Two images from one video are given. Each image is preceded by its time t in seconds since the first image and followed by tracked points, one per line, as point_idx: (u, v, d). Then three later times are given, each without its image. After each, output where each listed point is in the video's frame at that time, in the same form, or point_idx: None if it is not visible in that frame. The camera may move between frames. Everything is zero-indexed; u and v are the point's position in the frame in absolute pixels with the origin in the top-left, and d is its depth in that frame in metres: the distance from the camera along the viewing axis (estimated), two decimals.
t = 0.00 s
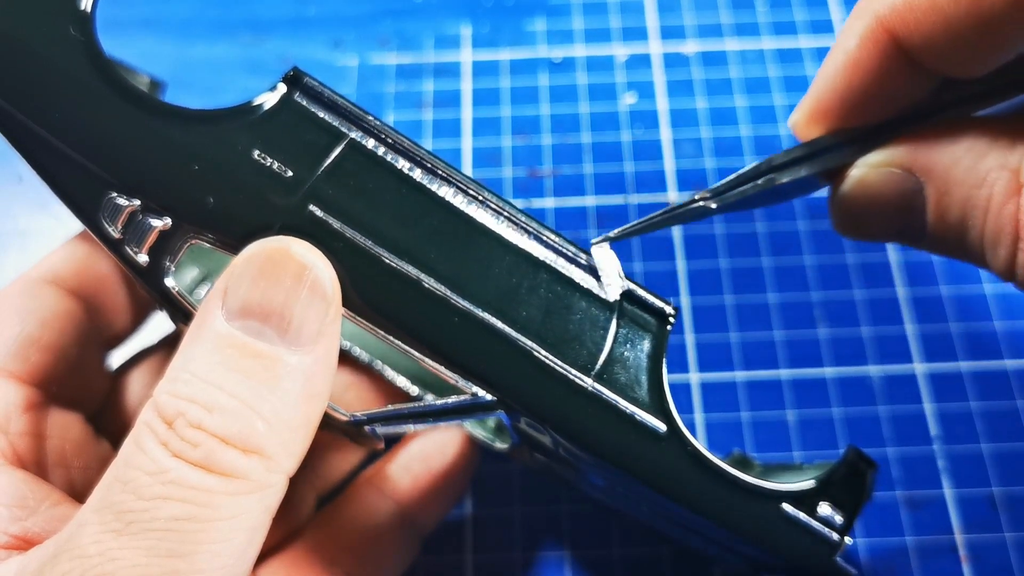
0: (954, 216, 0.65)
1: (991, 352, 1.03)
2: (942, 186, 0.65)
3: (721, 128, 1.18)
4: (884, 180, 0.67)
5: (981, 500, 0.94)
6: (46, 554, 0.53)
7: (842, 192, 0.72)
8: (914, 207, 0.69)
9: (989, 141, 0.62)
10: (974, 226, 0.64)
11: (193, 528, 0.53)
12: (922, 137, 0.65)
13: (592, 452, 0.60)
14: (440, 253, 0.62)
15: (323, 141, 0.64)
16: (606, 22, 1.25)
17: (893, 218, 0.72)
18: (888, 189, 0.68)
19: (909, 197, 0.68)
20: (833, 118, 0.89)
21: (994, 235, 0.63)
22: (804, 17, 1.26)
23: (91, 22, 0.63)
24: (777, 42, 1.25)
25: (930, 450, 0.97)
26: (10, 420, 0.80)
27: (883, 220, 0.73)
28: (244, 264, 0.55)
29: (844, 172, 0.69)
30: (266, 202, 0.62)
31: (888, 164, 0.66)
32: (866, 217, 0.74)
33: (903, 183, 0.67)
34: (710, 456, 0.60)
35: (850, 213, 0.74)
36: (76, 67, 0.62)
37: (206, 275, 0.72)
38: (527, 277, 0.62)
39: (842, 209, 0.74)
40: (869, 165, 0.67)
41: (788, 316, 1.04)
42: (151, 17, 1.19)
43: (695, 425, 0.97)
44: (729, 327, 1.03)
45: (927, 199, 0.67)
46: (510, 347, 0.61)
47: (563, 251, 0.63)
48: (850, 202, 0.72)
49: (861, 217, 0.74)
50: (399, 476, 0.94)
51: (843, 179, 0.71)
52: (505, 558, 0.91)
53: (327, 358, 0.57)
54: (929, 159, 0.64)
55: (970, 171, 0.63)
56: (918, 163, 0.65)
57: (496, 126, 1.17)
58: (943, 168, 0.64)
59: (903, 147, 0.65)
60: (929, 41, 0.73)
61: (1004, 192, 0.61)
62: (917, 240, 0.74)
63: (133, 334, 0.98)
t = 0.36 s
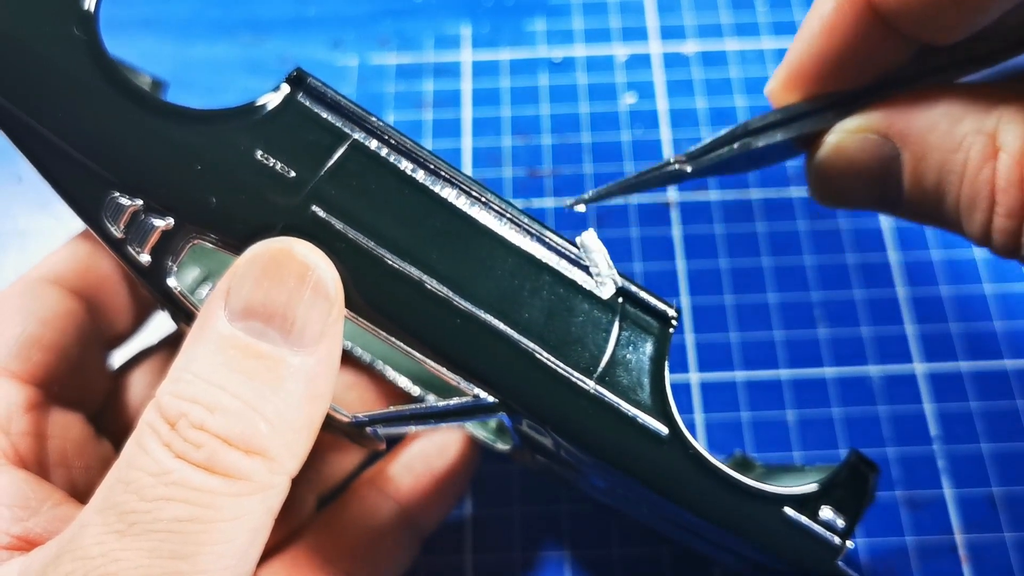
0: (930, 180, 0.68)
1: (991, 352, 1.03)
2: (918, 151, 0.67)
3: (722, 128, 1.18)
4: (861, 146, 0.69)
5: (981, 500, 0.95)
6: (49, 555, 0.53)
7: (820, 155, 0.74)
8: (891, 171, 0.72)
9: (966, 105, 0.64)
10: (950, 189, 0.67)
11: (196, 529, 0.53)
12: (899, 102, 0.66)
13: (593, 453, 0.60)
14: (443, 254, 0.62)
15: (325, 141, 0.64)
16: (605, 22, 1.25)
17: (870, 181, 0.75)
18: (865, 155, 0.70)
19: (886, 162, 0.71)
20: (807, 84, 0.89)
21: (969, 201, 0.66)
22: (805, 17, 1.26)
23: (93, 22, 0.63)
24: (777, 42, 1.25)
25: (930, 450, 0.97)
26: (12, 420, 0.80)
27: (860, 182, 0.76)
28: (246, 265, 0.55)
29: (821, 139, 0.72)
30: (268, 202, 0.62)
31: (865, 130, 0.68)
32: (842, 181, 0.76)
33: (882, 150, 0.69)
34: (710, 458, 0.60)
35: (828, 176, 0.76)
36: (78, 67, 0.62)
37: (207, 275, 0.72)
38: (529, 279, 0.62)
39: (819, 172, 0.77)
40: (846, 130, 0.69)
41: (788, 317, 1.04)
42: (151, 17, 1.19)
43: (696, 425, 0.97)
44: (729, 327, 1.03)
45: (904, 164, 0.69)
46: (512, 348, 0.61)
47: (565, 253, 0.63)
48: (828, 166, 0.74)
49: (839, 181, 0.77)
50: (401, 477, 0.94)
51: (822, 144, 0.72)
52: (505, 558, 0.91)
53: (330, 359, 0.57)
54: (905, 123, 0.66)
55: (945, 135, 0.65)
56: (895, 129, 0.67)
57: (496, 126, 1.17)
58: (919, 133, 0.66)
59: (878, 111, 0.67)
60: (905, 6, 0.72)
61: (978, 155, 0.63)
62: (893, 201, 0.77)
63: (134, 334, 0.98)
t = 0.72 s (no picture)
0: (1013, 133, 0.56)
1: (991, 352, 1.03)
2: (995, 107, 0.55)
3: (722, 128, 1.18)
4: (933, 100, 0.56)
5: (981, 500, 0.95)
6: (51, 553, 0.53)
7: (880, 111, 0.59)
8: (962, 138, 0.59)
9: None
10: None
11: (197, 527, 0.53)
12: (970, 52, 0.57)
13: (593, 452, 0.61)
14: (444, 252, 0.62)
15: (326, 140, 0.64)
16: (605, 23, 1.25)
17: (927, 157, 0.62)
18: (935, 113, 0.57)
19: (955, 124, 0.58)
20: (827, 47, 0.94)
21: None
22: (805, 17, 1.26)
23: (96, 21, 0.63)
24: (777, 42, 1.25)
25: (930, 450, 0.97)
26: (13, 418, 0.80)
27: (922, 156, 0.62)
28: (248, 263, 0.55)
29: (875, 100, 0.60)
30: (269, 201, 0.62)
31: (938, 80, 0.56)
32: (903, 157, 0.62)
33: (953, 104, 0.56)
34: (712, 457, 0.60)
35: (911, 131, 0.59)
36: (80, 65, 0.62)
37: (208, 275, 0.72)
38: (529, 278, 0.62)
39: (894, 128, 0.59)
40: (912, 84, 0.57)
41: (787, 316, 1.05)
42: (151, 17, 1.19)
43: (696, 425, 0.97)
44: (729, 327, 1.03)
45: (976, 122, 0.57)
46: (512, 346, 0.61)
47: (565, 252, 0.63)
48: (907, 118, 0.58)
49: (914, 142, 0.60)
50: (401, 476, 0.93)
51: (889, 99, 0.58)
52: (505, 557, 0.91)
53: (331, 357, 0.57)
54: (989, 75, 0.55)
55: None
56: (968, 75, 0.55)
57: (496, 126, 1.17)
58: (994, 78, 0.55)
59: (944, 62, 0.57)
60: None
61: None
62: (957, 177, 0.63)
63: (135, 333, 0.98)
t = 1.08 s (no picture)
0: None
1: (991, 352, 1.03)
2: (993, 157, 0.64)
3: (722, 128, 1.18)
4: (939, 157, 0.66)
5: (982, 500, 0.95)
6: (50, 553, 0.53)
7: None
8: None
9: None
10: None
11: (197, 527, 0.53)
12: (950, 123, 0.68)
13: (593, 451, 0.61)
14: (443, 252, 0.62)
15: (326, 139, 0.64)
16: (606, 22, 1.25)
17: (943, 202, 0.67)
18: None
19: None
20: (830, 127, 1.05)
21: None
22: (805, 17, 1.26)
23: (95, 21, 0.63)
24: (777, 42, 1.25)
25: (930, 450, 0.97)
26: (13, 418, 0.80)
27: (927, 210, 0.69)
28: (247, 262, 0.55)
29: None
30: (269, 200, 0.62)
31: (937, 143, 0.66)
32: None
33: None
34: (715, 458, 0.60)
35: (911, 189, 0.67)
36: (79, 66, 0.62)
37: (208, 275, 0.71)
38: (529, 277, 0.62)
39: (898, 188, 0.68)
40: None
41: (787, 316, 1.05)
42: (150, 17, 1.19)
43: (696, 425, 0.97)
44: (729, 327, 1.03)
45: None
46: (512, 345, 0.61)
47: (565, 251, 0.63)
48: (911, 175, 0.67)
49: (919, 196, 0.68)
50: (401, 477, 0.94)
51: (896, 164, 0.69)
52: (505, 558, 0.91)
53: (330, 355, 0.57)
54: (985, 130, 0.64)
55: (996, 138, 0.63)
56: None
57: (496, 126, 1.17)
58: None
59: (924, 135, 0.68)
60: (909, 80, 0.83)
61: (1004, 154, 0.63)
62: (970, 230, 0.69)
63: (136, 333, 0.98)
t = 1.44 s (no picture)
0: None
1: (991, 352, 1.03)
2: (951, 172, 0.62)
3: (722, 128, 1.18)
4: (897, 174, 0.64)
5: (982, 500, 0.95)
6: (51, 552, 0.53)
7: None
8: None
9: (988, 117, 0.61)
10: None
11: (198, 525, 0.53)
12: (906, 137, 0.66)
13: (592, 450, 0.61)
14: (444, 252, 0.62)
15: (326, 139, 0.64)
16: (606, 23, 1.25)
17: (907, 215, 0.66)
18: None
19: None
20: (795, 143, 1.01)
21: None
22: (805, 17, 1.26)
23: (96, 22, 0.63)
24: (777, 42, 1.25)
25: (930, 450, 0.97)
26: (13, 418, 0.80)
27: (892, 226, 0.67)
28: (247, 261, 0.55)
29: None
30: (270, 199, 0.62)
31: (896, 158, 0.64)
32: None
33: None
34: (715, 458, 0.60)
35: (874, 207, 0.65)
36: (80, 65, 0.62)
37: (208, 276, 0.71)
38: (529, 276, 0.62)
39: (861, 207, 0.66)
40: None
41: (787, 317, 1.05)
42: (151, 17, 1.20)
43: (696, 425, 0.98)
44: (729, 327, 1.03)
45: None
46: (512, 345, 0.61)
47: (564, 250, 0.63)
48: (873, 194, 0.65)
49: (881, 214, 0.66)
50: (401, 477, 0.94)
51: (857, 182, 0.66)
52: (505, 558, 0.91)
53: (330, 354, 0.57)
54: (941, 145, 0.62)
55: (954, 153, 0.62)
56: None
57: (496, 127, 1.17)
58: None
59: (883, 150, 0.66)
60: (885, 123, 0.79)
61: (962, 168, 0.61)
62: (935, 244, 0.67)
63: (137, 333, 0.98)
